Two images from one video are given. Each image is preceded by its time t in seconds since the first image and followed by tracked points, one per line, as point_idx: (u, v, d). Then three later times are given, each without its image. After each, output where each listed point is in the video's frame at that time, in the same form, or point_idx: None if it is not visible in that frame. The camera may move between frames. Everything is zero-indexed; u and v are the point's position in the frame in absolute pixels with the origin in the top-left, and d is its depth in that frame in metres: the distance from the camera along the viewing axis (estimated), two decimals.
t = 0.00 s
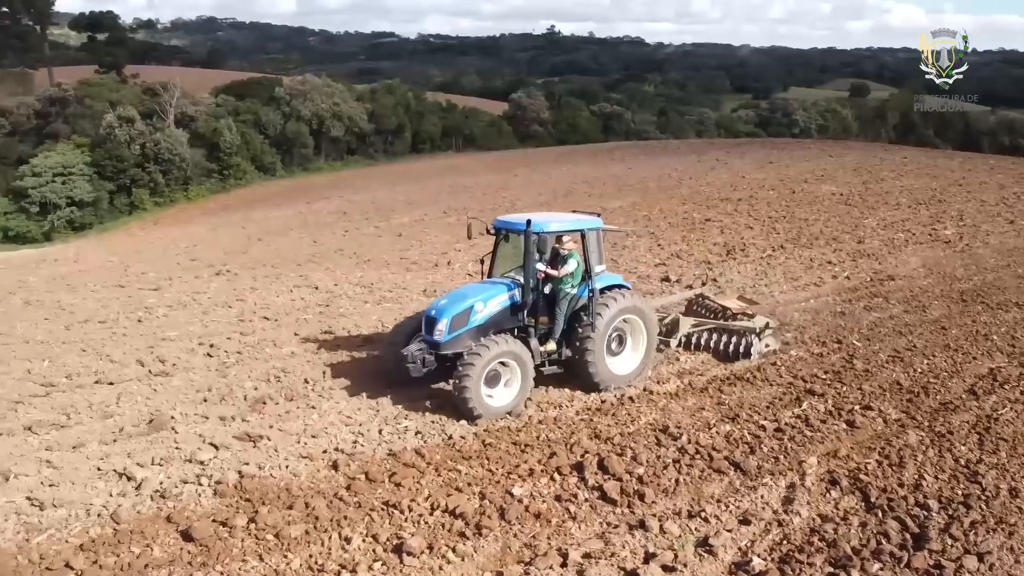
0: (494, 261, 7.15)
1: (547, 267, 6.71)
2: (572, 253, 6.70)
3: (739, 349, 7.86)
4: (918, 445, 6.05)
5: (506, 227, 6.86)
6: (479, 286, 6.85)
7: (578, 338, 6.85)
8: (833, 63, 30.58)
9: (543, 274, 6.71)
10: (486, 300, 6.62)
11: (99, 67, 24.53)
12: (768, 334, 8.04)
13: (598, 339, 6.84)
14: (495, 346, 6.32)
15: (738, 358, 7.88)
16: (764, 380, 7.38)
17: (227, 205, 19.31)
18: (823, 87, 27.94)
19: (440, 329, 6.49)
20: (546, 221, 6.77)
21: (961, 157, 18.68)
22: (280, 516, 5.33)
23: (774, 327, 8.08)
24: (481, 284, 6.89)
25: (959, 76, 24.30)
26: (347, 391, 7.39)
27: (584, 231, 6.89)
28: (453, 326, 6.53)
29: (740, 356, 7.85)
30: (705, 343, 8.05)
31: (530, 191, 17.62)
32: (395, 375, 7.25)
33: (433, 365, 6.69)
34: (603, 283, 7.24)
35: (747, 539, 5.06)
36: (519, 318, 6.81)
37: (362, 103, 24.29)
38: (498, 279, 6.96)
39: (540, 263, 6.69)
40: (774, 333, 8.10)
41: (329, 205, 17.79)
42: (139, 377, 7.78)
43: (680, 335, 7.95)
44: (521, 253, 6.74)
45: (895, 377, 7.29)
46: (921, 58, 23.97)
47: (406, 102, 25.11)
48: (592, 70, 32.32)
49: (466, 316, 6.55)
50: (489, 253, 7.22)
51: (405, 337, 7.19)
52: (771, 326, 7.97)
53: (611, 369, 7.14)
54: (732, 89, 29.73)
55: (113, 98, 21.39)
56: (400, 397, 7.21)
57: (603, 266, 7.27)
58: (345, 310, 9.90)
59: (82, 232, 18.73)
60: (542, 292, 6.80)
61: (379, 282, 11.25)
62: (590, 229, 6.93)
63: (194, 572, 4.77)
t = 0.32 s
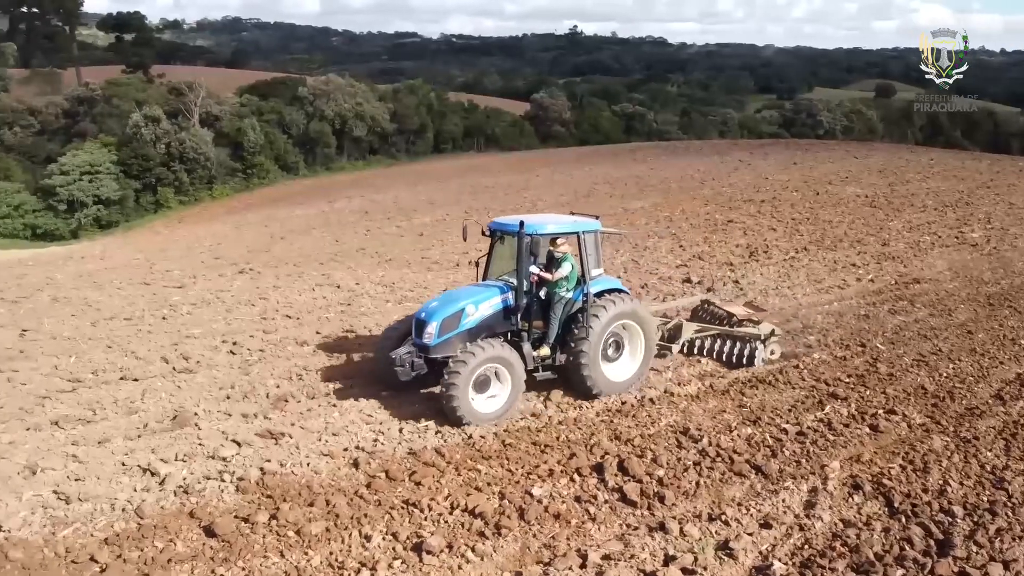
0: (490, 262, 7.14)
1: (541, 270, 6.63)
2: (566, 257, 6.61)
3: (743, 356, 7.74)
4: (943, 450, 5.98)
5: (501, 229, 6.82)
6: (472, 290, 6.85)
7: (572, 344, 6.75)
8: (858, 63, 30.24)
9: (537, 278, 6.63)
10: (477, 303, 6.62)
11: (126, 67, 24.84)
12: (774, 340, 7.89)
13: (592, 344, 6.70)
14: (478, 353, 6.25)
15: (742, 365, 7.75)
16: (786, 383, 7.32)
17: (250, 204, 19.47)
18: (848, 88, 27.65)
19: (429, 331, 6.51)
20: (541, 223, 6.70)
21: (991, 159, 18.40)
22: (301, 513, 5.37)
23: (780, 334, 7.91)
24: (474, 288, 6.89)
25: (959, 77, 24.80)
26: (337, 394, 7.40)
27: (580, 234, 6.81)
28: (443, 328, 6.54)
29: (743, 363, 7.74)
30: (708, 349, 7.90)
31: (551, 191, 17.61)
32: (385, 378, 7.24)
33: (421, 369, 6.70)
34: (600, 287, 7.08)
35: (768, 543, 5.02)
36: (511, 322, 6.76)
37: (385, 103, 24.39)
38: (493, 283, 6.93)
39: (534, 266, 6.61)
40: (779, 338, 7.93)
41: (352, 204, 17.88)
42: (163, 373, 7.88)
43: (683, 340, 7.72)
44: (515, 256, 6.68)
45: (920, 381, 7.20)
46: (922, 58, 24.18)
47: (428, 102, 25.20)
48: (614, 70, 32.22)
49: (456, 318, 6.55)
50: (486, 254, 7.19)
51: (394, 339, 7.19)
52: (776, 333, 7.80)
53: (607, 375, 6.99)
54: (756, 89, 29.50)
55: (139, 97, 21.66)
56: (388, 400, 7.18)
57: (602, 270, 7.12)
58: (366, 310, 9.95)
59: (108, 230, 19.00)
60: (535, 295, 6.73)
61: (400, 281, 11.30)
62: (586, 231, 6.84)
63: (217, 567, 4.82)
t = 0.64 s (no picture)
0: (491, 265, 6.98)
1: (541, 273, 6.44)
2: (568, 259, 6.39)
3: (757, 364, 7.55)
4: (982, 459, 5.86)
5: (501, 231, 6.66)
6: (472, 293, 6.71)
7: (573, 351, 6.58)
8: (899, 63, 29.70)
9: (537, 281, 6.44)
10: (475, 307, 6.47)
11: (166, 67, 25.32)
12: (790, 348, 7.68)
13: (594, 351, 6.55)
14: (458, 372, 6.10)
15: (755, 374, 7.58)
16: (821, 388, 7.22)
17: (285, 203, 19.71)
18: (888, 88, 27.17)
19: (425, 335, 6.37)
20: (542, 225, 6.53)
21: None
22: (333, 509, 5.43)
23: (796, 341, 7.69)
24: (475, 291, 6.74)
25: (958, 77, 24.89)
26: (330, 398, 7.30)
27: (584, 237, 6.70)
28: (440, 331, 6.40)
29: (757, 371, 7.55)
30: (721, 357, 7.76)
31: (585, 192, 17.57)
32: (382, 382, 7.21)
33: (417, 373, 6.55)
34: (604, 291, 6.96)
35: (800, 549, 4.96)
36: (511, 326, 6.58)
37: (419, 103, 24.53)
38: (492, 287, 6.78)
39: (534, 270, 6.43)
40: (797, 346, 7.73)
41: (386, 203, 18.02)
42: (199, 369, 8.02)
43: (695, 347, 7.62)
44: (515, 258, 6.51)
45: (959, 388, 7.05)
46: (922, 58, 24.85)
47: (462, 102, 25.29)
48: (649, 70, 32.05)
49: (454, 322, 6.41)
50: (488, 257, 7.06)
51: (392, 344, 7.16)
52: (791, 341, 7.57)
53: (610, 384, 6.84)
54: (793, 90, 29.13)
55: (179, 97, 22.04)
56: (384, 404, 7.09)
57: (606, 273, 7.04)
58: (398, 309, 10.03)
59: (148, 228, 19.42)
60: (536, 299, 6.54)
61: (432, 280, 11.35)
62: (588, 234, 6.68)
63: (249, 559, 4.90)
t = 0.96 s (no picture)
0: (497, 268, 6.96)
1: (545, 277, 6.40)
2: (573, 262, 6.36)
3: (772, 372, 7.34)
4: None
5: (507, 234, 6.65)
6: (475, 294, 6.71)
7: (577, 355, 6.52)
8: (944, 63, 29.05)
9: (541, 284, 6.40)
10: (477, 309, 6.47)
11: (207, 67, 25.78)
12: (807, 356, 7.48)
13: (598, 359, 6.47)
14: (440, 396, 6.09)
15: (770, 382, 7.37)
16: (857, 394, 7.10)
17: (322, 202, 19.95)
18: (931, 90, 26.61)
19: (425, 336, 6.39)
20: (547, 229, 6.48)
21: None
22: (364, 505, 5.48)
23: (813, 350, 7.49)
24: (478, 292, 6.74)
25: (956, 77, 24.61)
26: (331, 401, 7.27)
27: (592, 239, 6.59)
28: (439, 333, 6.41)
29: (772, 379, 7.34)
30: (735, 364, 7.57)
31: (619, 193, 17.51)
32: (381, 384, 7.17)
33: (415, 375, 6.53)
34: (615, 296, 6.81)
35: (834, 557, 4.89)
36: (514, 330, 6.57)
37: (455, 103, 24.64)
38: (495, 289, 6.78)
39: (538, 273, 6.39)
40: (812, 354, 7.51)
41: (421, 203, 18.16)
42: (236, 365, 8.15)
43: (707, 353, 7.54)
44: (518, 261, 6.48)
45: (1001, 397, 6.89)
46: (923, 58, 24.85)
47: (498, 102, 25.32)
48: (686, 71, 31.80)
49: (453, 324, 6.42)
50: (495, 259, 7.05)
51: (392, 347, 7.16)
52: (809, 347, 7.40)
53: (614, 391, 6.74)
54: (833, 91, 28.68)
55: (219, 97, 22.39)
56: (383, 409, 7.05)
57: (615, 278, 6.85)
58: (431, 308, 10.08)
59: (188, 226, 19.86)
60: (540, 304, 6.51)
61: (465, 279, 11.40)
62: (595, 237, 6.58)
63: (282, 553, 4.97)
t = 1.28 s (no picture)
0: (505, 271, 7.01)
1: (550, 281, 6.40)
2: (581, 267, 6.37)
3: (788, 382, 7.20)
4: None
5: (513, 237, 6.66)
6: (479, 298, 6.73)
7: (581, 361, 6.49)
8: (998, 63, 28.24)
9: (546, 288, 6.41)
10: (480, 313, 6.49)
11: (253, 68, 26.26)
12: (826, 367, 7.37)
13: (601, 367, 6.43)
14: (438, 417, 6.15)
15: (786, 393, 7.22)
16: (901, 401, 6.95)
17: (364, 201, 20.17)
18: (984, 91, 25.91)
19: (426, 340, 6.42)
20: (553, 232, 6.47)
21: None
22: (400, 502, 5.53)
23: (832, 361, 7.38)
24: (483, 296, 6.76)
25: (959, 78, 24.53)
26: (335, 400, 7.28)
27: (602, 243, 6.54)
28: (441, 336, 6.43)
29: (789, 390, 7.19)
30: (750, 372, 7.42)
31: (660, 194, 17.38)
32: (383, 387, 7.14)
33: (415, 379, 6.53)
34: (623, 301, 6.79)
35: (873, 566, 4.79)
36: (517, 334, 6.58)
37: (496, 104, 24.70)
38: (500, 293, 6.80)
39: (543, 276, 6.40)
40: (832, 365, 7.40)
41: (461, 203, 18.24)
42: (277, 361, 8.29)
43: (722, 360, 7.43)
44: (524, 264, 6.48)
45: None
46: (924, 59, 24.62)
47: (539, 102, 25.28)
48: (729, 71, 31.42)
49: (456, 328, 6.44)
50: (503, 261, 7.07)
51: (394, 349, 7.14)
52: (828, 357, 7.26)
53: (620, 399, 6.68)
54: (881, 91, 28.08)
55: (265, 97, 22.76)
56: (386, 411, 7.03)
57: (624, 283, 6.84)
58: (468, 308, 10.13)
59: (232, 224, 20.26)
60: (546, 309, 6.54)
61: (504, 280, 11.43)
62: (603, 241, 6.54)
63: (318, 547, 5.03)
